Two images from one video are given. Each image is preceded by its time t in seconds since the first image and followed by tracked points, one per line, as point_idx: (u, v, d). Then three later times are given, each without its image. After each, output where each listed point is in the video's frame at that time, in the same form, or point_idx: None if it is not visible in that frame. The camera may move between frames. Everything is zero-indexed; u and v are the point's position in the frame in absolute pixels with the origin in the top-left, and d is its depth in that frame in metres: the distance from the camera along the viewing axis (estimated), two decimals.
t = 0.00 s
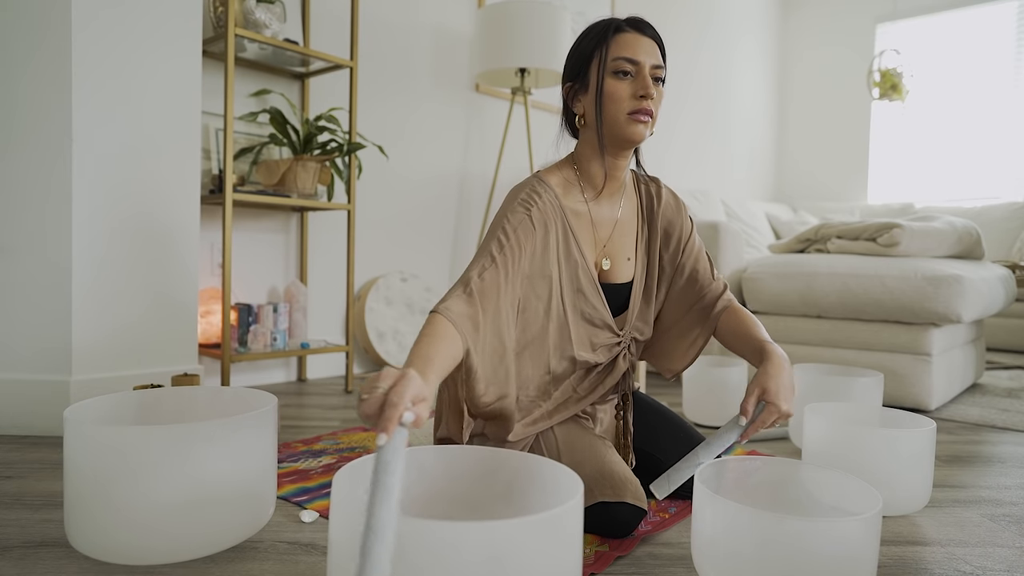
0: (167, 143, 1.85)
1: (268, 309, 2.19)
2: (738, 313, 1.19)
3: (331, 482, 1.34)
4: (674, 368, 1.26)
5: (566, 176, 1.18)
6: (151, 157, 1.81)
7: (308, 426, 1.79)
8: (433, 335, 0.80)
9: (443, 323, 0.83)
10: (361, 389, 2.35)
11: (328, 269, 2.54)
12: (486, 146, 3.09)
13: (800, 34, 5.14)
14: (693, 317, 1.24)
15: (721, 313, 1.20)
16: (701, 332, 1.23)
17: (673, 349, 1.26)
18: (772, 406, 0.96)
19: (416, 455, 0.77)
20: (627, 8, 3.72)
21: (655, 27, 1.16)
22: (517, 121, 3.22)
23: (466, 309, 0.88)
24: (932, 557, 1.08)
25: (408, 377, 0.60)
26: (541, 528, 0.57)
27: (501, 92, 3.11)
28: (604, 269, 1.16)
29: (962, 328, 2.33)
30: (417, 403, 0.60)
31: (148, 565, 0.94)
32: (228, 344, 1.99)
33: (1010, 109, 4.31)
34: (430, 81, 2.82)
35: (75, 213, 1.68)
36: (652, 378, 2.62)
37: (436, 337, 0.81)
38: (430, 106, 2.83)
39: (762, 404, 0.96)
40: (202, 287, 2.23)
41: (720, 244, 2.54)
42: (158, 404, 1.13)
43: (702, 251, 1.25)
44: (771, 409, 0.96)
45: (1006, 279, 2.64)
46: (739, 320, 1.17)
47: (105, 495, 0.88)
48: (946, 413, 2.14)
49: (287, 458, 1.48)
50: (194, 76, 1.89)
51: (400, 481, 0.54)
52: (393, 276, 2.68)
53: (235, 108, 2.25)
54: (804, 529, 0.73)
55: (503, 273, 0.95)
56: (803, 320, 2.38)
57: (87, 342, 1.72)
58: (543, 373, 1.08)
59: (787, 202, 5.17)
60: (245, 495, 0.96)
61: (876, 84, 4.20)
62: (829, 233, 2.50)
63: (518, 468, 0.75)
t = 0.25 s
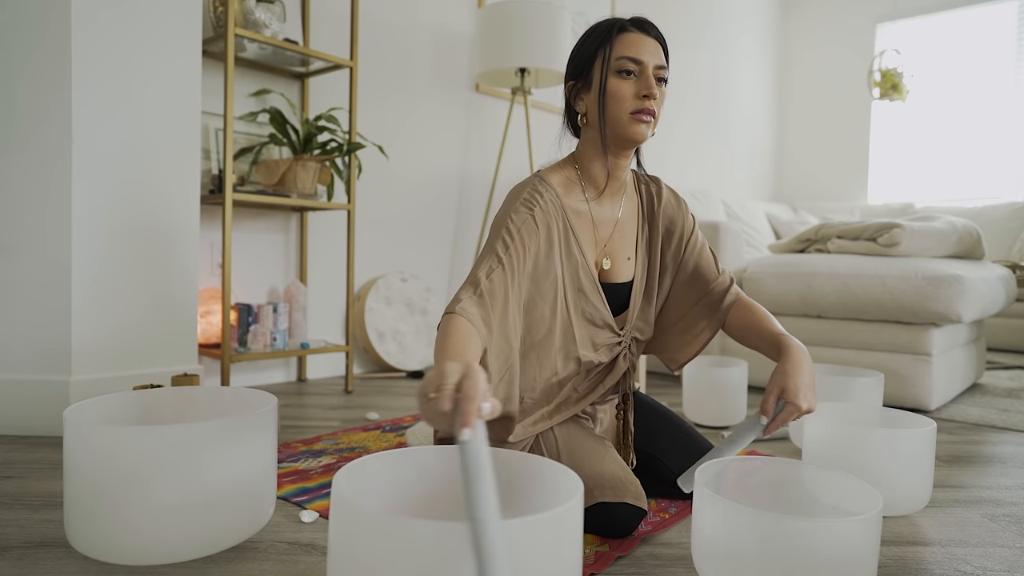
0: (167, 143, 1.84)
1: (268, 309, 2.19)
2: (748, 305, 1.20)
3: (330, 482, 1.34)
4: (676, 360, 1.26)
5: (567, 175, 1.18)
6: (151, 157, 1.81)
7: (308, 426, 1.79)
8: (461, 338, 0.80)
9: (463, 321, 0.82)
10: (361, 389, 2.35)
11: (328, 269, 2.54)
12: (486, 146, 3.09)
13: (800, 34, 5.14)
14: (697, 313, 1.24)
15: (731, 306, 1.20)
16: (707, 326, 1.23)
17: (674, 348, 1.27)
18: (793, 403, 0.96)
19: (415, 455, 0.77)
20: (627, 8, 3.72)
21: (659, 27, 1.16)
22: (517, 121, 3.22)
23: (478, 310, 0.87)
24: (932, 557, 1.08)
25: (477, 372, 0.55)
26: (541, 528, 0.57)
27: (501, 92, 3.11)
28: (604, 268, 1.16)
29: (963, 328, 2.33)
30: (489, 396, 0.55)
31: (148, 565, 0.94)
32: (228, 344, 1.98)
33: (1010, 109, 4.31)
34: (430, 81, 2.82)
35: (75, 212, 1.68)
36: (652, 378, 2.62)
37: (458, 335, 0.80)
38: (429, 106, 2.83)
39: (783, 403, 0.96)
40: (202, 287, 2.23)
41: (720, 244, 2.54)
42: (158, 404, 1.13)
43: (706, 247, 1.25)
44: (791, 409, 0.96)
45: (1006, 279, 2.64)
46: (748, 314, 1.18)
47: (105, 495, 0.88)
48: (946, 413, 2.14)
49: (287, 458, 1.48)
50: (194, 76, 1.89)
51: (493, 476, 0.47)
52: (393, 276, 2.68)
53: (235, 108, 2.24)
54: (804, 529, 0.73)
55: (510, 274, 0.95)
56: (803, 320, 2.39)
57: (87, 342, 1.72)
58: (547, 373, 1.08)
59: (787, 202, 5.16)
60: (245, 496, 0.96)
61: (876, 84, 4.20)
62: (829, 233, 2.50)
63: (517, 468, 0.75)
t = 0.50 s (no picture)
0: (167, 143, 1.84)
1: (268, 309, 2.19)
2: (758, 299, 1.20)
3: (331, 482, 1.34)
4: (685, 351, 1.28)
5: (572, 175, 1.18)
6: (151, 158, 1.81)
7: (308, 426, 1.79)
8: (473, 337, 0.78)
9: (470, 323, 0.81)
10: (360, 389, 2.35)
11: (328, 269, 2.54)
12: (486, 146, 3.09)
13: (800, 34, 5.14)
14: (705, 305, 1.24)
15: (742, 300, 1.21)
16: (715, 318, 1.24)
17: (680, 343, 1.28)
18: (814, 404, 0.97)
19: (415, 455, 0.76)
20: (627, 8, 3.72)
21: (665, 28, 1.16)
22: (517, 121, 3.22)
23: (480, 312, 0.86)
24: (932, 557, 1.08)
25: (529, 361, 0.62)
26: (542, 527, 0.57)
27: (501, 92, 3.11)
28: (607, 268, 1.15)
29: (962, 328, 2.33)
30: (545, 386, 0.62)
31: (148, 565, 0.94)
32: (228, 344, 1.98)
33: (1010, 109, 4.31)
34: (430, 81, 2.82)
35: (75, 212, 1.68)
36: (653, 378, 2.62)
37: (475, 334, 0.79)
38: (429, 106, 2.83)
39: (803, 404, 0.98)
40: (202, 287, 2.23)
41: (720, 243, 2.54)
42: (158, 404, 1.13)
43: (712, 242, 1.24)
44: (813, 409, 0.97)
45: (1006, 279, 2.64)
46: (757, 308, 1.18)
47: (105, 496, 0.88)
48: (946, 413, 2.14)
49: (287, 458, 1.48)
50: (193, 76, 1.89)
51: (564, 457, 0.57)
52: (393, 277, 2.68)
53: (235, 108, 2.24)
54: (804, 530, 0.72)
55: (512, 275, 0.94)
56: (802, 320, 2.39)
57: (87, 342, 1.72)
58: (552, 373, 1.08)
59: (787, 202, 5.16)
60: (245, 496, 0.96)
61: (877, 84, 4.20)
62: (829, 233, 2.49)
63: (516, 468, 0.75)
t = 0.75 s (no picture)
0: (167, 143, 1.84)
1: (268, 309, 2.19)
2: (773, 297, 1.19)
3: (331, 482, 1.34)
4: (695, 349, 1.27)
5: (591, 169, 1.18)
6: (151, 158, 1.81)
7: (308, 426, 1.79)
8: (477, 327, 0.85)
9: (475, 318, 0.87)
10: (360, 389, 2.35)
11: (328, 269, 2.54)
12: (486, 146, 3.09)
13: (800, 34, 5.14)
14: (718, 302, 1.24)
15: (756, 299, 1.19)
16: (728, 314, 1.23)
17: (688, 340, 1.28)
18: (836, 405, 0.96)
19: (415, 454, 0.76)
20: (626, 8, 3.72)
21: (693, 30, 1.16)
22: (517, 121, 3.22)
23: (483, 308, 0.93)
24: (932, 557, 1.08)
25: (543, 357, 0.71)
26: (543, 527, 0.57)
27: (501, 92, 3.11)
28: (623, 265, 1.15)
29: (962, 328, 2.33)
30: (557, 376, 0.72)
31: (148, 566, 0.94)
32: (228, 344, 1.98)
33: (1010, 109, 4.31)
34: (430, 81, 2.82)
35: (75, 212, 1.68)
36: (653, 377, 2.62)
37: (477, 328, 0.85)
38: (429, 106, 2.83)
39: (825, 406, 0.97)
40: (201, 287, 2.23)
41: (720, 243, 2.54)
42: (158, 404, 1.13)
43: (727, 242, 1.24)
44: (835, 411, 0.96)
45: (1006, 279, 2.64)
46: (772, 308, 1.16)
47: (104, 497, 0.88)
48: (946, 413, 2.14)
49: (287, 458, 1.48)
50: (193, 76, 1.89)
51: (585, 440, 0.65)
52: (393, 277, 2.68)
53: (235, 108, 2.24)
54: (805, 530, 0.72)
55: (516, 271, 0.99)
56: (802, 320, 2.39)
57: (87, 342, 1.72)
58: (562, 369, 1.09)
59: (787, 202, 5.16)
60: (245, 497, 0.96)
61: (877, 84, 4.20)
62: (829, 233, 2.49)
63: (517, 469, 0.75)
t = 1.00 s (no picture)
0: (167, 143, 1.84)
1: (268, 309, 2.19)
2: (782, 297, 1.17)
3: (331, 482, 1.34)
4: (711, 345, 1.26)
5: (618, 147, 1.17)
6: (151, 158, 1.81)
7: (308, 426, 1.79)
8: (485, 308, 0.89)
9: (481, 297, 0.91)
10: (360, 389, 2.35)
11: (328, 269, 2.54)
12: (486, 146, 3.09)
13: (800, 34, 5.13)
14: (731, 296, 1.24)
15: (764, 295, 1.18)
16: (740, 314, 1.22)
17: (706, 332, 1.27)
18: (846, 405, 0.95)
19: (415, 455, 0.76)
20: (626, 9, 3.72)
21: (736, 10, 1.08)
22: (517, 121, 3.22)
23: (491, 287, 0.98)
24: (933, 557, 1.08)
25: (553, 356, 0.73)
26: (543, 528, 0.57)
27: (501, 92, 3.11)
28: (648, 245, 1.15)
29: (962, 328, 2.33)
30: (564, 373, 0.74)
31: (147, 566, 0.94)
32: (228, 345, 1.98)
33: (1010, 109, 4.31)
34: (430, 81, 2.82)
35: (75, 212, 1.68)
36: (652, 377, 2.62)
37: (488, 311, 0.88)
38: (429, 106, 2.83)
39: (837, 408, 0.96)
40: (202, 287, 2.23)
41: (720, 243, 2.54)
42: (158, 404, 1.12)
43: (747, 234, 1.25)
44: (847, 410, 0.95)
45: (1006, 279, 2.64)
46: (779, 309, 1.15)
47: (103, 499, 0.88)
48: (946, 413, 2.14)
49: (287, 458, 1.48)
50: (193, 76, 1.89)
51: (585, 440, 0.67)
52: (393, 277, 2.67)
53: (235, 108, 2.24)
54: (805, 530, 0.72)
55: (529, 249, 1.03)
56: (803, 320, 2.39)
57: (87, 342, 1.72)
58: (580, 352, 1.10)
59: (788, 202, 5.16)
60: (246, 497, 0.96)
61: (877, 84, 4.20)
62: (829, 233, 2.49)
63: (518, 468, 0.75)
